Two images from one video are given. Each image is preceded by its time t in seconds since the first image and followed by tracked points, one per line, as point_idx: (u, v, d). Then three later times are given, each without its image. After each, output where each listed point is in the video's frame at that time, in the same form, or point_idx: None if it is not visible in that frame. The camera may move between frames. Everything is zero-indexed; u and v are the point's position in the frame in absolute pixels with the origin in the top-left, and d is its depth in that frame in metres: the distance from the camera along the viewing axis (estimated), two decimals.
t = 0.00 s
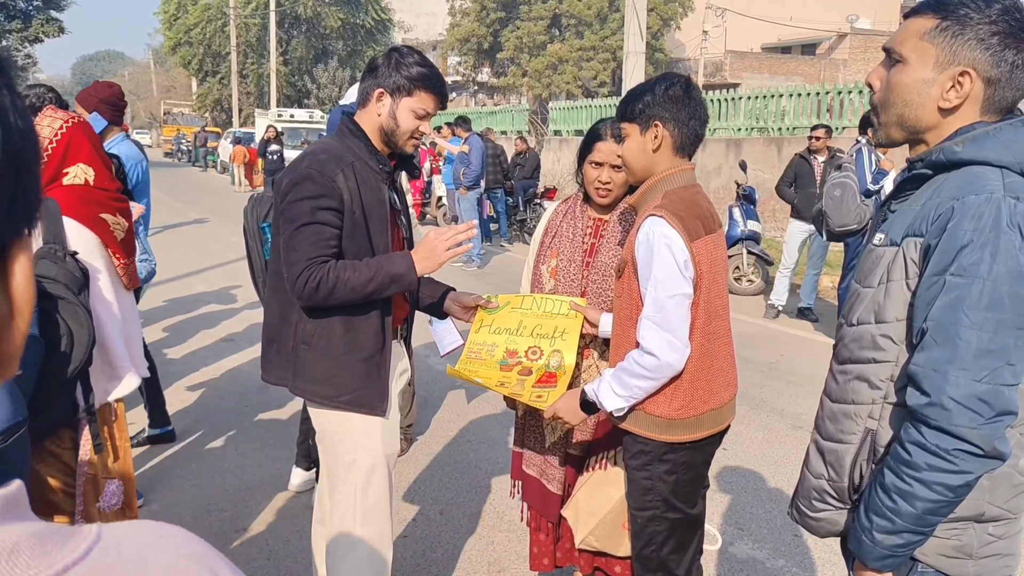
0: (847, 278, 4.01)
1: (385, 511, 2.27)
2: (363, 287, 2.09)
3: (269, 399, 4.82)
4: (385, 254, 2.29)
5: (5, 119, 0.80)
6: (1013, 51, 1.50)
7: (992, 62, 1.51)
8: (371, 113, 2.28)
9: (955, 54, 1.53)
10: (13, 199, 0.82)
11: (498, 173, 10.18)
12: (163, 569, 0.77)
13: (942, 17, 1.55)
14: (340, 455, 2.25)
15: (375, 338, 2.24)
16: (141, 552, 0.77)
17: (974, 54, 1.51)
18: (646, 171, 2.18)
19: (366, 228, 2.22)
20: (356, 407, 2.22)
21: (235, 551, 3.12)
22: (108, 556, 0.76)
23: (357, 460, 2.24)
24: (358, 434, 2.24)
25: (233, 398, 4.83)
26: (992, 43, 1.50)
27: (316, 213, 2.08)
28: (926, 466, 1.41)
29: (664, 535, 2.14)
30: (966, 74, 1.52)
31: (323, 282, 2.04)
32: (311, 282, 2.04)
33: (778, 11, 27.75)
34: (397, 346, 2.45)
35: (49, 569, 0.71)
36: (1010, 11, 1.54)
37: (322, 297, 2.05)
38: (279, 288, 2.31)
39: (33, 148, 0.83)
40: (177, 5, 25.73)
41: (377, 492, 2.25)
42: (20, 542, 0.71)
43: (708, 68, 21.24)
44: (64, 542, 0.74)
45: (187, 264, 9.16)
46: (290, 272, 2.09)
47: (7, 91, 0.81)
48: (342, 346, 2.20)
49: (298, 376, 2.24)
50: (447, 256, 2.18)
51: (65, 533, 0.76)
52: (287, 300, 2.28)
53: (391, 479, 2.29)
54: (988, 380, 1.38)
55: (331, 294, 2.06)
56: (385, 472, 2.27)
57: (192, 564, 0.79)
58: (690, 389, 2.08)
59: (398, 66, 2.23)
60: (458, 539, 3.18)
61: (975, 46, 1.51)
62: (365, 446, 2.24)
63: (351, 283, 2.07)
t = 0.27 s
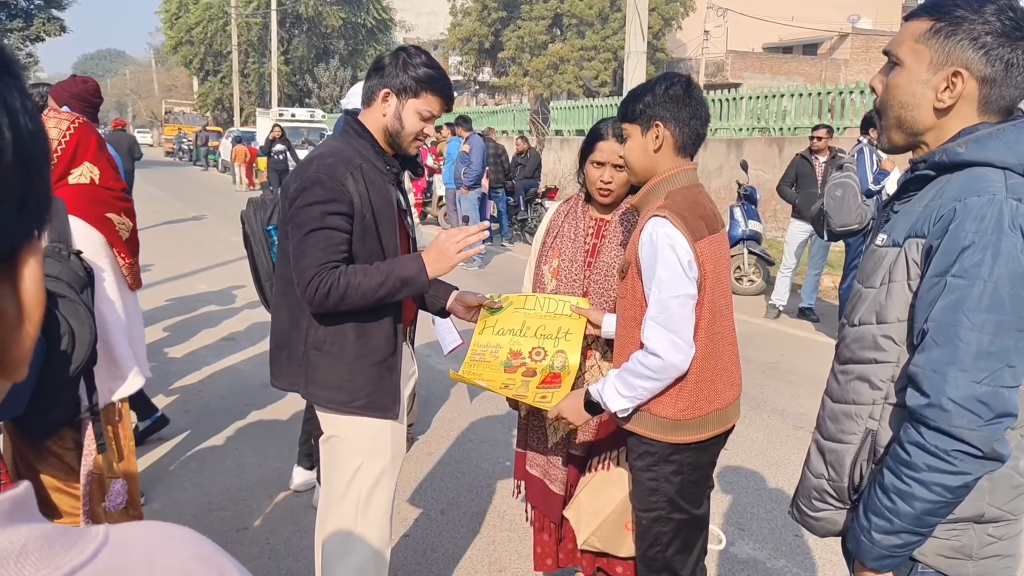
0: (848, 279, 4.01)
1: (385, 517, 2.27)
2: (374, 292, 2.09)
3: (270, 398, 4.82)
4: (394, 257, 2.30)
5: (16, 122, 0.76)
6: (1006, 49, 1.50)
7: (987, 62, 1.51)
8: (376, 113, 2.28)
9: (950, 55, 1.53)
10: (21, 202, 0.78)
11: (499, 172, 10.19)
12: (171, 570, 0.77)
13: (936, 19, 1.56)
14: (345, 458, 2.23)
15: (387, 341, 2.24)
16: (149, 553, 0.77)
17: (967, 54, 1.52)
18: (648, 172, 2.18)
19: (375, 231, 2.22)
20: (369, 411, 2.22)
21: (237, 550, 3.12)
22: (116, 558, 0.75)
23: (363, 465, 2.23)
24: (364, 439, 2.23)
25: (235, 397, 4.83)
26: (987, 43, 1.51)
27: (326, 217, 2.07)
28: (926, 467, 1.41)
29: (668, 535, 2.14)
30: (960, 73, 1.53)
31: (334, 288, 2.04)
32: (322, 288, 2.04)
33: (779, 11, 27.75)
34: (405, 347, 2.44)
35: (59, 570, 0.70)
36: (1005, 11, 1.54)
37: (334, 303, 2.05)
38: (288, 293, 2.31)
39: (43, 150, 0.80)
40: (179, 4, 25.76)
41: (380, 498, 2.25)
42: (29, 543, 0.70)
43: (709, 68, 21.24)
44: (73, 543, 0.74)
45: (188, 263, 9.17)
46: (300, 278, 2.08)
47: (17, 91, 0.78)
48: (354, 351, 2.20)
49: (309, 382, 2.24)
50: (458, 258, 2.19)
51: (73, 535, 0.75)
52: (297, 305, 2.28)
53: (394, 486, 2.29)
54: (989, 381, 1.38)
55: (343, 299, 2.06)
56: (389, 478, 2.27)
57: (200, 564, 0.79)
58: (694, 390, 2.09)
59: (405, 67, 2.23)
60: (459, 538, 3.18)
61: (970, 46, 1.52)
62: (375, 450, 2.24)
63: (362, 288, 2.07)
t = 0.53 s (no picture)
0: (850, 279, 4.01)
1: (391, 518, 2.28)
2: (389, 295, 2.09)
3: (273, 397, 4.83)
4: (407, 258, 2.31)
5: (42, 128, 0.72)
6: (1006, 49, 1.50)
7: (987, 62, 1.51)
8: (386, 114, 2.28)
9: (950, 57, 1.54)
10: (46, 209, 0.73)
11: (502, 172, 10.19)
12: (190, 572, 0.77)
13: (937, 22, 1.57)
14: (353, 459, 2.23)
15: (398, 344, 2.25)
16: (168, 554, 0.78)
17: (967, 55, 1.52)
18: (650, 172, 2.19)
19: (388, 233, 2.22)
20: (382, 413, 2.22)
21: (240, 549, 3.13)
22: (135, 558, 0.75)
23: (371, 467, 2.23)
24: (372, 441, 2.23)
25: (237, 396, 4.84)
26: (987, 43, 1.51)
27: (340, 221, 2.07)
28: (929, 468, 1.41)
29: (673, 536, 2.14)
30: (960, 74, 1.53)
31: (349, 292, 2.04)
32: (337, 291, 2.04)
33: (782, 12, 27.72)
34: (416, 349, 2.43)
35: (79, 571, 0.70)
36: (1004, 11, 1.54)
37: (349, 306, 2.06)
38: (300, 296, 2.31)
39: (68, 155, 0.76)
40: (182, 3, 25.80)
41: (387, 499, 2.26)
42: (49, 544, 0.70)
43: (711, 68, 21.24)
44: (92, 544, 0.73)
45: (192, 262, 9.20)
46: (314, 282, 2.08)
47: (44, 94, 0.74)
48: (367, 355, 2.20)
49: (322, 386, 2.24)
50: (473, 261, 2.21)
51: (91, 535, 0.75)
52: (308, 308, 2.28)
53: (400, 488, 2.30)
54: (992, 383, 1.38)
55: (358, 303, 2.06)
56: (396, 481, 2.28)
57: (217, 566, 0.79)
58: (698, 391, 2.09)
59: (416, 67, 2.24)
60: (462, 538, 3.19)
61: (969, 47, 1.52)
62: (384, 450, 2.24)
63: (377, 292, 2.07)
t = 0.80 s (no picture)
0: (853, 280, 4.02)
1: (397, 519, 2.29)
2: (400, 298, 2.09)
3: (275, 396, 4.84)
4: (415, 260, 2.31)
5: (65, 134, 0.72)
6: (1006, 50, 1.50)
7: (987, 64, 1.51)
8: (393, 117, 2.28)
9: (950, 59, 1.54)
10: (67, 214, 0.73)
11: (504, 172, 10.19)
12: (199, 568, 0.77)
13: (936, 25, 1.57)
14: (361, 459, 2.23)
15: (407, 345, 2.25)
16: (179, 550, 0.78)
17: (966, 58, 1.52)
18: (652, 173, 2.19)
19: (397, 235, 2.22)
20: (391, 415, 2.22)
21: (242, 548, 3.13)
22: (146, 554, 0.76)
23: (379, 468, 2.23)
24: (380, 442, 2.23)
25: (240, 395, 4.85)
26: (986, 45, 1.51)
27: (351, 224, 2.07)
28: (935, 471, 1.41)
29: (675, 538, 2.14)
30: (961, 77, 1.53)
31: (361, 295, 2.04)
32: (349, 295, 2.04)
33: (786, 12, 27.69)
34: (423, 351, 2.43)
35: (91, 567, 0.70)
36: (1002, 12, 1.54)
37: (360, 310, 2.06)
38: (308, 299, 2.31)
39: (88, 161, 0.76)
40: (186, 3, 25.85)
41: (394, 501, 2.26)
42: (62, 540, 0.70)
43: (715, 69, 21.24)
44: (103, 540, 0.74)
45: (195, 261, 9.21)
46: (325, 286, 2.08)
47: (69, 102, 0.74)
48: (376, 357, 2.20)
49: (330, 389, 2.23)
50: (482, 264, 2.21)
51: (104, 531, 0.75)
52: (317, 311, 2.28)
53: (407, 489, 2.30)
54: (999, 387, 1.38)
55: (369, 306, 2.06)
56: (403, 482, 2.28)
57: (226, 563, 0.79)
58: (701, 392, 2.08)
59: (425, 68, 2.24)
60: (464, 538, 3.19)
61: (969, 49, 1.52)
62: (391, 451, 2.25)
63: (388, 295, 2.07)
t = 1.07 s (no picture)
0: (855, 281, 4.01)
1: (399, 521, 2.28)
2: (403, 299, 2.09)
3: (276, 396, 4.84)
4: (418, 261, 2.31)
5: (69, 132, 0.72)
6: (1006, 51, 1.49)
7: (988, 66, 1.50)
8: (399, 113, 2.28)
9: (950, 62, 1.54)
10: (70, 210, 0.73)
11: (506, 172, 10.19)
12: (199, 564, 0.76)
13: (935, 28, 1.57)
14: (363, 461, 2.23)
15: (410, 346, 2.25)
16: (179, 545, 0.76)
17: (967, 60, 1.52)
18: (652, 175, 2.18)
19: (400, 237, 2.22)
20: (394, 416, 2.22)
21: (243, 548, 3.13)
22: (147, 548, 0.74)
23: (380, 470, 2.23)
24: (381, 444, 2.23)
25: (241, 394, 4.85)
26: (986, 46, 1.51)
27: (354, 225, 2.07)
28: (939, 474, 1.40)
29: (674, 539, 2.14)
30: (962, 79, 1.53)
31: (364, 296, 2.04)
32: (352, 296, 2.03)
33: (788, 13, 27.66)
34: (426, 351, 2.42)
35: (93, 559, 0.69)
36: (1003, 14, 1.54)
37: (364, 311, 2.05)
38: (311, 300, 2.30)
39: (92, 158, 0.76)
40: (188, 2, 25.87)
41: (395, 503, 2.26)
42: (64, 533, 0.69)
43: (716, 69, 21.22)
44: (105, 534, 0.72)
45: (196, 260, 9.22)
46: (328, 287, 2.07)
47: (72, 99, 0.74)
48: (379, 358, 2.20)
49: (333, 390, 2.23)
50: (486, 265, 2.21)
51: (106, 524, 0.74)
52: (319, 313, 2.27)
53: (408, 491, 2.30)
54: (1003, 389, 1.37)
55: (373, 307, 2.06)
56: (405, 484, 2.28)
57: (226, 559, 0.78)
58: (700, 394, 2.08)
59: (431, 67, 2.24)
60: (464, 538, 3.18)
61: (969, 51, 1.52)
62: (394, 451, 2.25)
63: (392, 296, 2.07)
